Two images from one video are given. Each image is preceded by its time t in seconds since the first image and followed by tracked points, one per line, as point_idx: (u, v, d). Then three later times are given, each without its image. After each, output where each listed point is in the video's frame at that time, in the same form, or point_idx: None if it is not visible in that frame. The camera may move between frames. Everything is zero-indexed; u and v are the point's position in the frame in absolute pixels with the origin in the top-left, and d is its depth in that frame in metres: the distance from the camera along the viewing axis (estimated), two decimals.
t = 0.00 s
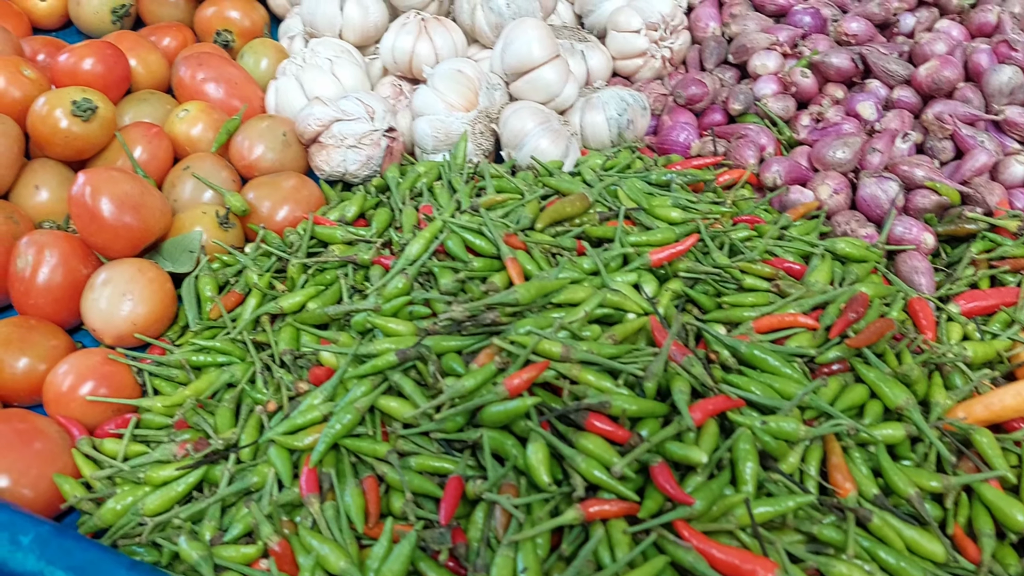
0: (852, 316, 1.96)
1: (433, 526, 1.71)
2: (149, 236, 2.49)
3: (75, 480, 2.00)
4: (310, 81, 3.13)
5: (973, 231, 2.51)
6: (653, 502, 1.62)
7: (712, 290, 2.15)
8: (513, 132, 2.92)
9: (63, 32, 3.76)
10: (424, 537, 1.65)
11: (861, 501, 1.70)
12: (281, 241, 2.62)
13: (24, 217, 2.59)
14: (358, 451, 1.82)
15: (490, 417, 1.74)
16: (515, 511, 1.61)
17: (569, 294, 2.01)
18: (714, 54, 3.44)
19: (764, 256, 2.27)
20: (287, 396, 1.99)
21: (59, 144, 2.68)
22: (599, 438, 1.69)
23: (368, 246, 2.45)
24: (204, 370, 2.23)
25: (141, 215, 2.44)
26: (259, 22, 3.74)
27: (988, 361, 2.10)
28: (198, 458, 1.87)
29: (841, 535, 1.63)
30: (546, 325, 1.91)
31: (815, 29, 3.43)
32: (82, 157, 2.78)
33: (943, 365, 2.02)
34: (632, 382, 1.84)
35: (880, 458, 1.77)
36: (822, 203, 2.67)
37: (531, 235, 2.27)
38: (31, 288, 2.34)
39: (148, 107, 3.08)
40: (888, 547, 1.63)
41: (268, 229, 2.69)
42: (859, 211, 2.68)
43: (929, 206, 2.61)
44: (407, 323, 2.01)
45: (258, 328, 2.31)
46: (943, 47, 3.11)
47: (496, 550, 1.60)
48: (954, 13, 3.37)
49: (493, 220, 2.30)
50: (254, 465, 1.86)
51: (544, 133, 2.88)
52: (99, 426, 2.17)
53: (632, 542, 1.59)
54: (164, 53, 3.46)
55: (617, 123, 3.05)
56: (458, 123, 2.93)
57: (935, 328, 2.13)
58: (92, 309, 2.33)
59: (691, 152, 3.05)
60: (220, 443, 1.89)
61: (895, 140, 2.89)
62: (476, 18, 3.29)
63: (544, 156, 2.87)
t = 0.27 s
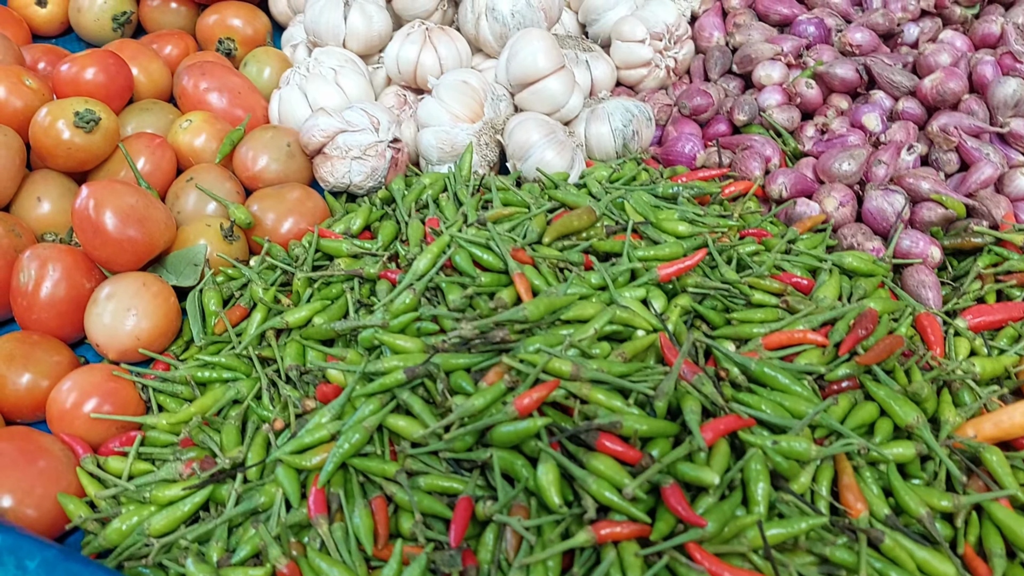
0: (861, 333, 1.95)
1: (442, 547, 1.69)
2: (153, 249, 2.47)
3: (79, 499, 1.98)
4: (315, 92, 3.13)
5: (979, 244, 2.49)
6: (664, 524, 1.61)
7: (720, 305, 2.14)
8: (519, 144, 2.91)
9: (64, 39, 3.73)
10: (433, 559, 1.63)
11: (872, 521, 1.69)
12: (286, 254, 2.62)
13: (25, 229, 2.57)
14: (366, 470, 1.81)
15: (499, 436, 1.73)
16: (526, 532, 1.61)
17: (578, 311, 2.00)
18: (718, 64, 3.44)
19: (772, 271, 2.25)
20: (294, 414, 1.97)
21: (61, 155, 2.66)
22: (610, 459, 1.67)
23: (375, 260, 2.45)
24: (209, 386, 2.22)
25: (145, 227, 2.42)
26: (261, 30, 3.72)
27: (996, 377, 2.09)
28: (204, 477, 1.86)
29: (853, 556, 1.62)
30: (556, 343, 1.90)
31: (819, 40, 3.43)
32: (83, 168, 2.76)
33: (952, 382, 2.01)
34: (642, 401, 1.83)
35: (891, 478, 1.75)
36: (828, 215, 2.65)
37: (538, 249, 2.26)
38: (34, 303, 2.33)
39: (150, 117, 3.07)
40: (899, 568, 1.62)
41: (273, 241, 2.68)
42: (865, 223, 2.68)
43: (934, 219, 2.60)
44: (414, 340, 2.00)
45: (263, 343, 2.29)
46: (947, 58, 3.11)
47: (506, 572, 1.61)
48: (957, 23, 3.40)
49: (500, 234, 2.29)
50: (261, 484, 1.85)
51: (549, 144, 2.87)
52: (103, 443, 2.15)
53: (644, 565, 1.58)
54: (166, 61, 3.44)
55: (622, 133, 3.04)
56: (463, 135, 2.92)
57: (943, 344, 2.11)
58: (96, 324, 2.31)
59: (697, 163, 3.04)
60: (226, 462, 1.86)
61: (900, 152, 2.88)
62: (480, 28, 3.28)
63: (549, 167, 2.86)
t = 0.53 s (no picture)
0: (873, 344, 1.94)
1: (453, 564, 1.68)
2: (157, 259, 2.45)
3: (84, 513, 1.96)
4: (318, 98, 3.10)
5: (988, 253, 2.49)
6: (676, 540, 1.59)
7: (730, 316, 2.12)
8: (524, 151, 2.88)
9: (62, 43, 3.70)
10: None
11: (886, 536, 1.67)
12: (291, 263, 2.60)
13: (27, 238, 2.55)
14: (375, 485, 1.79)
15: (510, 451, 1.72)
16: (538, 549, 1.59)
17: (588, 323, 1.98)
18: (724, 69, 3.43)
19: (782, 280, 2.24)
20: (302, 427, 1.95)
21: (63, 164, 2.64)
22: (622, 474, 1.65)
23: (381, 270, 2.44)
24: (214, 399, 2.20)
25: (148, 237, 2.40)
26: (263, 34, 3.69)
27: (1008, 388, 2.08)
28: (211, 492, 1.84)
29: (866, 572, 1.60)
30: (566, 356, 1.89)
31: (826, 43, 3.41)
32: (85, 176, 2.73)
33: (964, 394, 1.99)
34: (653, 415, 1.82)
35: (904, 491, 1.73)
36: (837, 223, 2.66)
37: (546, 259, 2.24)
38: (36, 314, 2.30)
39: (151, 123, 3.04)
40: None
41: (277, 250, 2.66)
42: (874, 231, 2.67)
43: (943, 226, 2.60)
44: (423, 352, 1.98)
45: (269, 354, 2.28)
46: (955, 63, 3.11)
47: None
48: (964, 27, 3.38)
49: (507, 244, 2.27)
50: (269, 499, 1.83)
51: (554, 151, 2.85)
52: (107, 456, 2.13)
53: None
54: (166, 67, 3.42)
55: (628, 140, 3.02)
56: (468, 141, 2.90)
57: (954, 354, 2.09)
58: (99, 335, 2.29)
59: (703, 170, 3.02)
60: (233, 476, 1.84)
61: (908, 158, 2.88)
62: (484, 32, 3.24)
63: (555, 175, 2.85)
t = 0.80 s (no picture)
0: (868, 327, 1.95)
1: (455, 554, 1.68)
2: (151, 259, 2.44)
3: (84, 514, 1.96)
4: (309, 96, 3.09)
5: (981, 235, 2.50)
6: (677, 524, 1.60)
7: (726, 303, 2.12)
8: (517, 144, 2.88)
9: (50, 47, 3.69)
10: (446, 565, 1.63)
11: (885, 516, 1.67)
12: (287, 261, 2.59)
13: (19, 242, 2.54)
14: (375, 478, 1.79)
15: (509, 441, 1.71)
16: (539, 536, 1.59)
17: (585, 313, 1.98)
18: (716, 58, 3.43)
19: (778, 267, 2.25)
20: (301, 423, 1.95)
21: (54, 166, 2.63)
22: (622, 461, 1.66)
23: (376, 265, 2.43)
24: (212, 397, 2.19)
25: (142, 237, 2.39)
26: (252, 34, 3.68)
27: (1004, 367, 2.08)
28: (211, 489, 1.84)
29: (866, 551, 1.59)
30: (564, 345, 1.89)
31: (816, 32, 3.42)
32: (76, 178, 2.72)
33: (960, 374, 1.98)
34: (651, 402, 1.82)
35: (902, 471, 1.73)
36: (831, 209, 2.65)
37: (542, 251, 2.24)
38: (30, 317, 2.29)
39: (142, 125, 3.03)
40: (914, 562, 1.59)
41: (272, 249, 2.64)
42: (868, 216, 2.68)
43: (937, 210, 2.61)
44: (420, 345, 1.98)
45: (266, 351, 2.27)
46: (945, 48, 3.11)
47: None
48: (954, 11, 3.34)
49: (502, 237, 2.27)
50: (269, 494, 1.83)
51: (548, 143, 2.85)
52: (106, 457, 2.13)
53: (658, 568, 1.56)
54: (156, 68, 3.40)
55: (621, 131, 3.03)
56: (461, 135, 2.90)
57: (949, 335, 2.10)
58: (95, 336, 2.29)
59: (697, 159, 3.03)
60: (233, 473, 1.84)
61: (901, 143, 2.89)
62: (475, 27, 3.26)
63: (549, 167, 2.84)
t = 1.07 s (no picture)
0: (869, 298, 1.96)
1: (466, 531, 1.68)
2: (151, 253, 2.44)
3: (92, 506, 1.96)
4: (303, 88, 3.09)
5: (978, 207, 2.51)
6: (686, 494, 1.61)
7: (727, 279, 2.13)
8: (513, 130, 2.89)
9: (42, 49, 3.67)
10: (458, 542, 1.61)
11: (891, 481, 1.69)
12: (286, 251, 2.59)
13: (18, 240, 2.53)
14: (383, 460, 1.80)
15: (516, 418, 1.72)
16: (549, 511, 1.59)
17: (587, 291, 1.98)
18: (707, 42, 3.43)
19: (777, 242, 2.26)
20: (306, 409, 1.95)
21: (50, 163, 2.62)
22: (628, 434, 1.67)
23: (376, 253, 2.43)
24: (217, 386, 2.19)
25: (142, 231, 2.39)
26: (244, 29, 3.67)
27: (1003, 335, 2.10)
28: (219, 476, 1.84)
29: (874, 516, 1.62)
30: (568, 323, 1.90)
31: (807, 13, 3.43)
32: (73, 175, 2.71)
33: (961, 341, 2.01)
34: (656, 376, 1.83)
35: (906, 437, 1.75)
36: (828, 185, 2.67)
37: (542, 233, 2.25)
38: (32, 313, 2.29)
39: (137, 121, 3.02)
40: (921, 525, 1.62)
41: (271, 240, 2.65)
42: (864, 191, 2.69)
43: (932, 182, 2.63)
44: (424, 328, 1.98)
45: (269, 341, 2.28)
46: (935, 24, 3.11)
47: (533, 551, 1.59)
48: None
49: (502, 220, 2.28)
50: (277, 480, 1.83)
51: (544, 128, 2.85)
52: (112, 449, 2.13)
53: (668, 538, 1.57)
54: (149, 65, 3.39)
55: (616, 115, 3.03)
56: (457, 123, 2.90)
57: (948, 304, 2.13)
58: (97, 330, 2.29)
59: (692, 141, 3.05)
60: (240, 459, 1.84)
61: (894, 119, 2.91)
62: (466, 15, 3.24)
63: (546, 152, 2.86)
